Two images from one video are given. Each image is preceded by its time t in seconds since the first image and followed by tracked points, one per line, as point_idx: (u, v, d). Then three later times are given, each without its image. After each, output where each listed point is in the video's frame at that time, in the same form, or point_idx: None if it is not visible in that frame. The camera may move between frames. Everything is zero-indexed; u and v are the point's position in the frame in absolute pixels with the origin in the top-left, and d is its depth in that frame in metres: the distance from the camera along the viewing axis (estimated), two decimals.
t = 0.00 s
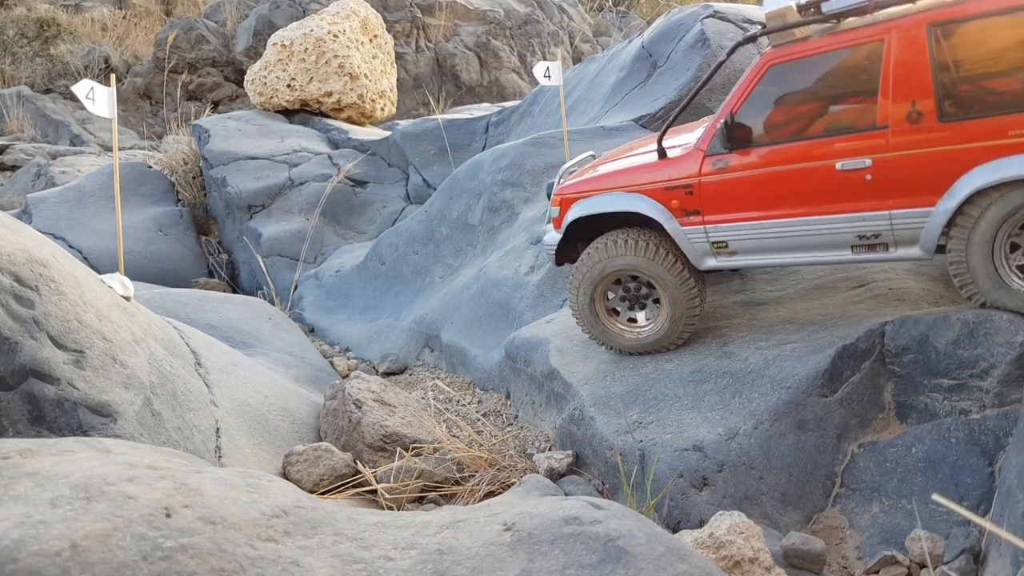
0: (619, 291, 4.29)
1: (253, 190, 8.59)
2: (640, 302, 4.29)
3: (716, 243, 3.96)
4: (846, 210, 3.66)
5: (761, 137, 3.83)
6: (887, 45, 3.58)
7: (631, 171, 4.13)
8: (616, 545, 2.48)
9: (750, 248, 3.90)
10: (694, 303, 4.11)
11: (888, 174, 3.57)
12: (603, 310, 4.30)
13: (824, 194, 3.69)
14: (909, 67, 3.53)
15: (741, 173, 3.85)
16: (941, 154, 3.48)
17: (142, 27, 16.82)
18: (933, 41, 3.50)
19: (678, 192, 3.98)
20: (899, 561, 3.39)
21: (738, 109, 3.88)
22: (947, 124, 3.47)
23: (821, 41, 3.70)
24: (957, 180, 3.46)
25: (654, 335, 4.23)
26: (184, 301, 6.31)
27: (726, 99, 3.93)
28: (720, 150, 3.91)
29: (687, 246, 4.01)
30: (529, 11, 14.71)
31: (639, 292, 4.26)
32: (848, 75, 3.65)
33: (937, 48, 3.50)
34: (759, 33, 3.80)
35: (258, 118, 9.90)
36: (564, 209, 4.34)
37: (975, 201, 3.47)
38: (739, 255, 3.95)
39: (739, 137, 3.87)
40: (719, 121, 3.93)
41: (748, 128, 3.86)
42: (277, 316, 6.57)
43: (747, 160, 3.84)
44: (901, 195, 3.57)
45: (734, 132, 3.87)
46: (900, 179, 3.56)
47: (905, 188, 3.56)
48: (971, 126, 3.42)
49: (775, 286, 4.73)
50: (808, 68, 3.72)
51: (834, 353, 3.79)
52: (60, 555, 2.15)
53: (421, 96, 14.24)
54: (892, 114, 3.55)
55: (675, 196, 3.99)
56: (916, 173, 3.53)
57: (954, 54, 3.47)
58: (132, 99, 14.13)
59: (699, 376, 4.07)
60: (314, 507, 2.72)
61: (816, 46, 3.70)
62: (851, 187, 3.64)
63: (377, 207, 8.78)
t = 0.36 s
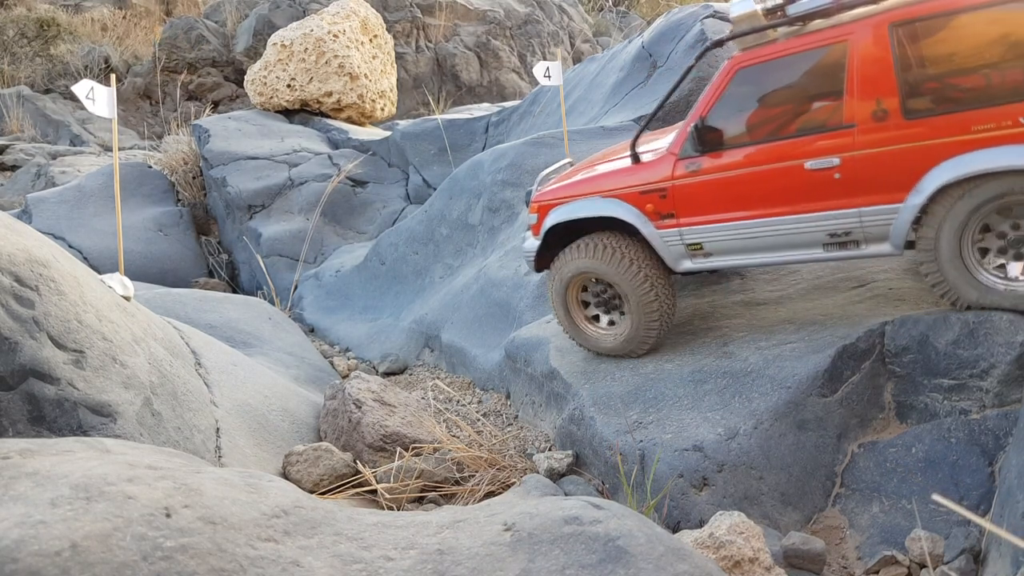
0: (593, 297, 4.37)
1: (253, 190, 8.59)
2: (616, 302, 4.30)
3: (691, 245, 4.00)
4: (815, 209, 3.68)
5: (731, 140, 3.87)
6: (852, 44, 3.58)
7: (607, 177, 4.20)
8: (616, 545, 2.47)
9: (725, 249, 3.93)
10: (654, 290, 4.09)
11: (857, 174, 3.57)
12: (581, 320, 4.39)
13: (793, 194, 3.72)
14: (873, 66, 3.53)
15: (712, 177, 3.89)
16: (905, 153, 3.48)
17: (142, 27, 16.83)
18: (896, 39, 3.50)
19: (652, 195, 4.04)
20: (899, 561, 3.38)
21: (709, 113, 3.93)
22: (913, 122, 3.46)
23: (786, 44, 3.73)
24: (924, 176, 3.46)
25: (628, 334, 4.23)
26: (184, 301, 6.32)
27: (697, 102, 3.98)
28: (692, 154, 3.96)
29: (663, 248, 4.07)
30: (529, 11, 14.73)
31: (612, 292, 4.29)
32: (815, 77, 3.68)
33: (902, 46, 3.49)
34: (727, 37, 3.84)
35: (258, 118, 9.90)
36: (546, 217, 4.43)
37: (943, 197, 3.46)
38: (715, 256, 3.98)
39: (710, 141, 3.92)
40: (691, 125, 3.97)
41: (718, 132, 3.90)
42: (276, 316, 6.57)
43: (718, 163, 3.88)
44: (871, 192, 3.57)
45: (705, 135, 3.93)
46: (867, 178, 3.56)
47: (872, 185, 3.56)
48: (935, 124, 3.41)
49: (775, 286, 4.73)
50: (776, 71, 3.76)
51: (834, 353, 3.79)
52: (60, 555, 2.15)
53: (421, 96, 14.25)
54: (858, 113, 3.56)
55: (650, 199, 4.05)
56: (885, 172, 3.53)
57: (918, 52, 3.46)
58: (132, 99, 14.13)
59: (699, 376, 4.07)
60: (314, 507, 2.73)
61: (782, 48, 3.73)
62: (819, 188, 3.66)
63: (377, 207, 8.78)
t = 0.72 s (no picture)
0: (575, 299, 4.46)
1: (252, 190, 8.57)
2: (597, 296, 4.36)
3: (666, 245, 4.08)
4: (783, 207, 3.76)
5: (702, 141, 3.97)
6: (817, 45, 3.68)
7: (583, 179, 4.29)
8: (617, 546, 2.46)
9: (698, 248, 4.01)
10: (619, 271, 4.16)
11: (823, 173, 3.65)
12: (569, 324, 4.47)
13: (761, 193, 3.81)
14: (838, 66, 3.62)
15: (684, 177, 3.98)
16: (870, 151, 3.56)
17: (142, 27, 16.81)
18: (859, 39, 3.58)
19: (626, 196, 4.12)
20: (899, 561, 3.37)
21: (680, 115, 4.03)
22: (876, 121, 3.55)
23: (753, 47, 3.84)
24: (887, 173, 3.53)
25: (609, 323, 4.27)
26: (183, 301, 6.30)
27: (669, 105, 4.07)
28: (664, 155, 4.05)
29: (639, 249, 4.15)
30: (529, 11, 14.71)
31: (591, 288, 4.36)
32: (782, 79, 3.78)
33: (865, 45, 3.58)
34: (697, 40, 3.93)
35: (258, 117, 9.89)
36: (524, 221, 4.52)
37: (905, 198, 3.53)
38: (688, 256, 4.07)
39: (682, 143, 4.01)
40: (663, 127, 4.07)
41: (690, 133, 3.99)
42: (276, 316, 6.56)
43: (689, 163, 3.97)
44: (836, 191, 3.64)
45: (676, 137, 4.02)
46: (832, 176, 3.64)
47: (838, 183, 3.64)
48: (898, 123, 3.50)
49: (775, 287, 4.72)
50: (745, 73, 3.86)
51: (835, 353, 3.79)
52: (59, 556, 2.13)
53: (420, 95, 14.24)
54: (824, 113, 3.65)
55: (624, 199, 4.13)
56: (850, 170, 3.60)
57: (878, 52, 3.55)
58: (132, 98, 14.11)
59: (700, 376, 4.07)
60: (313, 508, 2.72)
61: (751, 51, 3.84)
62: (786, 187, 3.74)
63: (376, 206, 8.77)
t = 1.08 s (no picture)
0: (560, 305, 4.51)
1: (252, 190, 8.57)
2: (577, 292, 4.41)
3: (638, 246, 4.16)
4: (748, 207, 3.84)
5: (671, 144, 4.06)
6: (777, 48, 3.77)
7: (559, 182, 4.40)
8: (617, 546, 2.46)
9: (670, 249, 4.09)
10: (587, 258, 4.25)
11: (785, 174, 3.73)
12: (558, 331, 4.51)
13: (726, 193, 3.89)
14: (798, 68, 3.71)
15: (653, 179, 4.07)
16: (829, 152, 3.63)
17: (142, 27, 16.82)
18: (816, 41, 3.67)
19: (599, 198, 4.22)
20: (899, 561, 3.37)
21: (649, 117, 4.13)
22: (835, 122, 3.62)
23: (718, 50, 3.94)
24: (848, 172, 3.60)
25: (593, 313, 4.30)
26: (183, 301, 6.31)
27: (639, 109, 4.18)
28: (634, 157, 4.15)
29: (612, 250, 4.23)
30: (529, 11, 14.71)
31: (570, 286, 4.42)
32: (747, 82, 3.87)
33: (823, 47, 3.66)
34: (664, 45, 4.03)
35: (257, 118, 9.90)
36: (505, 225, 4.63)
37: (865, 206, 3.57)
38: (661, 256, 4.14)
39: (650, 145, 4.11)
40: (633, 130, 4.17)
41: (659, 136, 4.09)
42: (276, 316, 6.57)
43: (658, 165, 4.06)
44: (799, 191, 3.72)
45: (645, 139, 4.11)
46: (794, 176, 3.71)
47: (801, 183, 3.71)
48: (855, 123, 3.57)
49: (775, 287, 4.72)
50: (710, 76, 3.96)
51: (834, 353, 3.79)
52: (59, 556, 2.13)
53: (420, 95, 14.25)
54: (785, 115, 3.74)
55: (597, 202, 4.23)
56: (811, 171, 3.68)
57: (837, 54, 3.63)
58: (132, 98, 14.11)
59: (700, 376, 4.07)
60: (314, 508, 2.72)
61: (715, 54, 3.94)
62: (750, 188, 3.83)
63: (376, 206, 8.77)
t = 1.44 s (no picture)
0: (559, 305, 4.53)
1: (252, 190, 8.57)
2: (577, 291, 4.42)
3: (636, 246, 4.17)
4: (747, 208, 3.84)
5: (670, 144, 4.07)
6: (778, 48, 3.77)
7: (558, 182, 4.41)
8: (616, 546, 2.45)
9: (668, 249, 4.10)
10: (586, 256, 4.26)
11: (783, 174, 3.73)
12: (558, 330, 4.52)
13: (725, 194, 3.89)
14: (798, 69, 3.71)
15: (652, 179, 4.08)
16: (828, 152, 3.63)
17: (142, 27, 16.83)
18: (817, 42, 3.68)
19: (599, 198, 4.24)
20: (900, 561, 3.36)
21: (650, 117, 4.14)
22: (835, 123, 3.62)
23: (720, 50, 3.94)
24: (847, 173, 3.59)
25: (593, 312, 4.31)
26: (183, 301, 6.31)
27: (640, 108, 4.19)
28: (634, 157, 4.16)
29: (611, 250, 4.24)
30: (529, 11, 14.72)
31: (568, 286, 4.44)
32: (748, 82, 3.87)
33: (824, 47, 3.66)
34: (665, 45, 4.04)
35: (258, 118, 9.90)
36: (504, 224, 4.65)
37: (862, 209, 3.58)
38: (659, 257, 4.15)
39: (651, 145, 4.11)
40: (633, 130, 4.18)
41: (660, 135, 4.10)
42: (276, 316, 6.57)
43: (658, 166, 4.07)
44: (797, 191, 3.72)
45: (644, 139, 4.13)
46: (793, 177, 3.71)
47: (800, 184, 3.70)
48: (855, 123, 3.57)
49: (775, 287, 4.72)
50: (710, 76, 3.98)
51: (835, 353, 3.80)
52: (59, 556, 2.12)
53: (420, 95, 14.26)
54: (784, 116, 3.74)
55: (597, 202, 4.25)
56: (809, 171, 3.68)
57: (838, 55, 3.63)
58: (132, 98, 14.12)
59: (700, 376, 4.07)
60: (313, 508, 2.72)
61: (716, 54, 3.95)
62: (748, 189, 3.83)
63: (376, 206, 8.78)
